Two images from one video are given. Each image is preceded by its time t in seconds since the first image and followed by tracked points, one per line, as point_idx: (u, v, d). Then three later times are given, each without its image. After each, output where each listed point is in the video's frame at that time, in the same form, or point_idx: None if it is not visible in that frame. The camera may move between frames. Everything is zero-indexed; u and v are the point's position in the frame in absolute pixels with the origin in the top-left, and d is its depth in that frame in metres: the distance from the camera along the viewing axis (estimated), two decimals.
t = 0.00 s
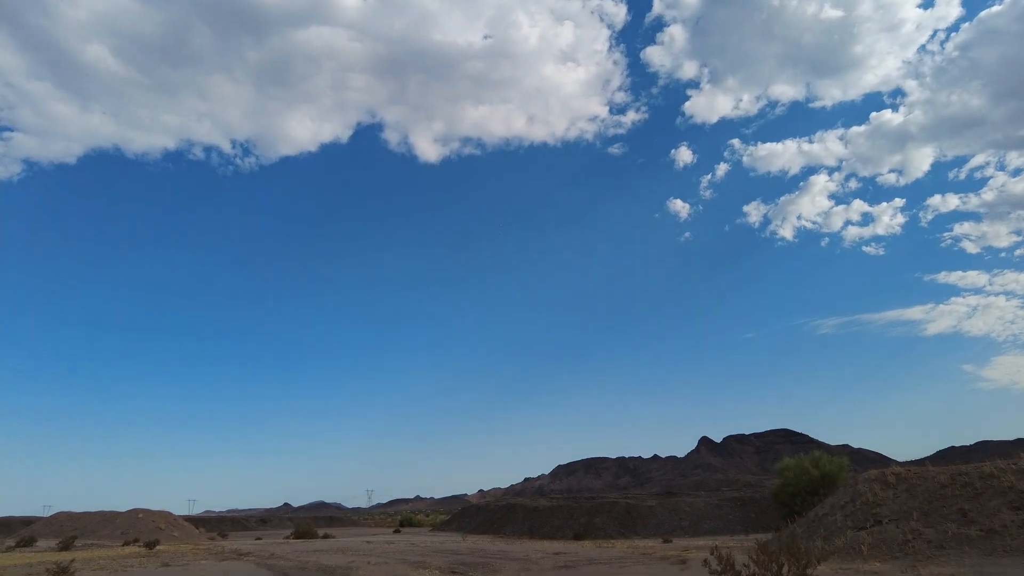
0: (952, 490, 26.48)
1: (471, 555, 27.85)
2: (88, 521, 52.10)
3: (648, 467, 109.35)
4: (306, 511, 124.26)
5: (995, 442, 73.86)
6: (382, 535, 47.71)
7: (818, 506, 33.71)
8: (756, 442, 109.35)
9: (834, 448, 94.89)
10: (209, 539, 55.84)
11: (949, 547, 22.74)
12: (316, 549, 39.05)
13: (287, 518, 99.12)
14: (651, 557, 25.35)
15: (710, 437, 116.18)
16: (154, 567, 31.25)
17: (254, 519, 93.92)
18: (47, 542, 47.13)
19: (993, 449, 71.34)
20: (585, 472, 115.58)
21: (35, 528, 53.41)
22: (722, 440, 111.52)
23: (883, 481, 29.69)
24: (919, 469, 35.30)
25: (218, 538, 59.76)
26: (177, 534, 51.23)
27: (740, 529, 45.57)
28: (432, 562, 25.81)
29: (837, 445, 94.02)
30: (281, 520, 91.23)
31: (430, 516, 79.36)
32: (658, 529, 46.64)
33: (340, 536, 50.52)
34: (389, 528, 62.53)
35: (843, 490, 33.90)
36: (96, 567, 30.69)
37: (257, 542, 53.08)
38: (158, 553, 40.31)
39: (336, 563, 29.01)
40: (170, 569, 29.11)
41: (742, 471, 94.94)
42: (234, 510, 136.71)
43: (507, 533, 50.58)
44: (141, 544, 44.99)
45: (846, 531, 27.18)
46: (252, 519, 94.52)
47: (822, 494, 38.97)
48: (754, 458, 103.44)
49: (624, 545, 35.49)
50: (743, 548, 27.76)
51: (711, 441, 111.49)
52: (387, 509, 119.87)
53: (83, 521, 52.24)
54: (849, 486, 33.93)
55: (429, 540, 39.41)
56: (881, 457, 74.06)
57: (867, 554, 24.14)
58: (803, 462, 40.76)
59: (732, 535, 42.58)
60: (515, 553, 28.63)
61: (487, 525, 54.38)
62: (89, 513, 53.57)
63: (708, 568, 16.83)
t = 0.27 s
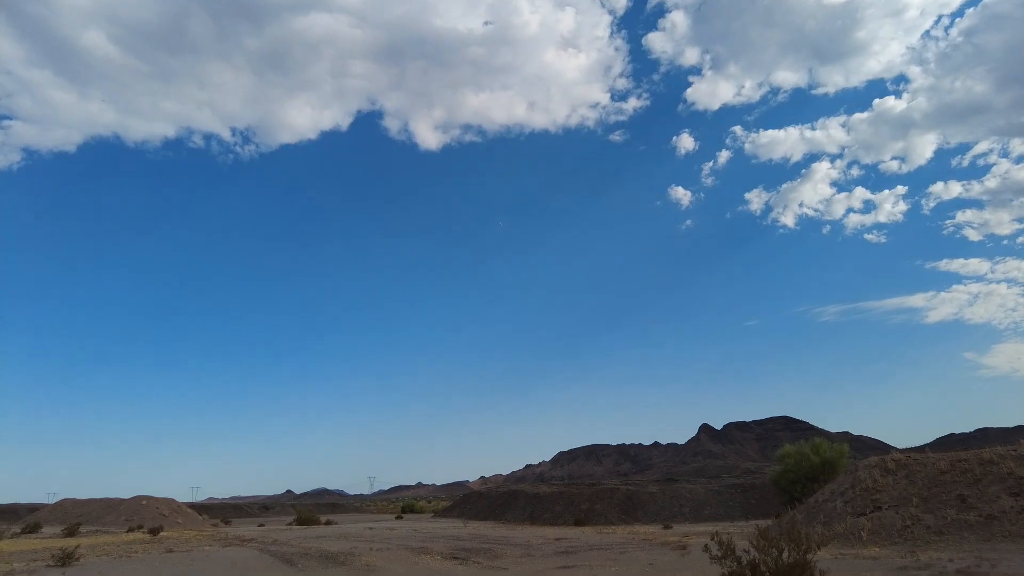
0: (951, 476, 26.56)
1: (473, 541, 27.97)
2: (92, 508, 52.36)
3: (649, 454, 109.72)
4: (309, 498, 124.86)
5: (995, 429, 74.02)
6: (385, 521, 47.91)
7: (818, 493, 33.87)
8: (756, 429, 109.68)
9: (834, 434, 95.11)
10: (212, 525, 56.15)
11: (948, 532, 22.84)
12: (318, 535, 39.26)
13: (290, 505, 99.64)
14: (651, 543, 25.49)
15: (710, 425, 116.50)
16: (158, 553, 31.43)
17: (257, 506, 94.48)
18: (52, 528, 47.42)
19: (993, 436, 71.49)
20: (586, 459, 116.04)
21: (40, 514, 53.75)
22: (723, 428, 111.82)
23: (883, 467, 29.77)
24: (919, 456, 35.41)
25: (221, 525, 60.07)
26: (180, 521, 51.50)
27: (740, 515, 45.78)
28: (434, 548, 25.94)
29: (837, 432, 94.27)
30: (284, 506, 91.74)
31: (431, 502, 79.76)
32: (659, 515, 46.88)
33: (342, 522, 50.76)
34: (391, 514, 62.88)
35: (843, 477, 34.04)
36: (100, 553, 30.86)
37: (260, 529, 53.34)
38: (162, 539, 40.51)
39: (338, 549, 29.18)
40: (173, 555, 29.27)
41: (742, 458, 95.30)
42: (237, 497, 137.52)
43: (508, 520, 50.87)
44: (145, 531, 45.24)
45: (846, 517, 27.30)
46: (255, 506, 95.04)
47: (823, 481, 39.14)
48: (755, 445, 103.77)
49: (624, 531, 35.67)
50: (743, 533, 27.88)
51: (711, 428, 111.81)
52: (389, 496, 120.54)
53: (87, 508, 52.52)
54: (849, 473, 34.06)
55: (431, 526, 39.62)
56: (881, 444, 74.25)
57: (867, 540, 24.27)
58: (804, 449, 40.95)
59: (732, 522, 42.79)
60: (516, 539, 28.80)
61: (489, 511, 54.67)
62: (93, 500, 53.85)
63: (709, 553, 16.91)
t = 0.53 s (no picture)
0: (950, 457, 26.69)
1: (474, 522, 28.16)
2: (96, 489, 52.77)
3: (649, 436, 110.29)
4: (311, 480, 125.75)
5: (993, 411, 74.28)
6: (387, 502, 48.38)
7: (817, 474, 34.08)
8: (756, 411, 110.11)
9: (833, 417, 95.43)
10: (216, 506, 56.61)
11: (946, 512, 23.01)
12: (321, 516, 39.53)
13: (292, 487, 100.36)
14: (650, 523, 25.66)
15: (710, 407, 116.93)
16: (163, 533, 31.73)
17: (260, 488, 95.24)
18: (57, 510, 47.80)
19: (992, 418, 71.73)
20: (586, 441, 116.68)
21: (44, 496, 54.19)
22: (722, 410, 112.29)
23: (882, 449, 29.93)
24: (918, 437, 35.61)
25: (225, 506, 60.51)
26: (183, 502, 51.88)
27: (740, 495, 46.14)
28: (435, 528, 26.17)
29: (836, 414, 94.68)
30: (286, 488, 92.46)
31: (433, 483, 80.19)
32: (658, 496, 47.24)
33: (344, 504, 51.14)
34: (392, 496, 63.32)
35: (842, 458, 34.24)
36: (105, 534, 31.12)
37: (263, 510, 53.78)
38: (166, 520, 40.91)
39: (340, 530, 29.40)
40: (178, 536, 29.52)
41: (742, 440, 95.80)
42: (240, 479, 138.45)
43: (509, 500, 51.28)
44: (150, 512, 45.62)
45: (844, 497, 27.46)
46: (257, 488, 95.91)
47: (822, 462, 39.38)
48: (754, 427, 104.26)
49: (624, 512, 35.91)
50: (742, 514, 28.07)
51: (711, 411, 112.30)
52: (390, 478, 121.41)
53: (92, 490, 52.92)
54: (847, 454, 34.26)
55: (432, 507, 39.99)
56: (880, 426, 74.55)
57: (865, 520, 24.46)
58: (803, 430, 41.16)
59: (731, 502, 43.09)
60: (517, 519, 29.04)
61: (490, 492, 55.08)
62: (97, 482, 54.24)
63: (709, 533, 17.06)
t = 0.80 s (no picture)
0: (949, 444, 26.80)
1: (475, 508, 28.30)
2: (99, 476, 53.05)
3: (649, 422, 110.70)
4: (311, 466, 126.33)
5: (992, 398, 74.49)
6: (388, 488, 48.69)
7: (816, 460, 34.24)
8: (755, 398, 110.42)
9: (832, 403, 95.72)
10: (218, 492, 56.95)
11: (944, 498, 23.14)
12: (323, 502, 39.76)
13: (294, 473, 100.91)
14: (650, 508, 25.81)
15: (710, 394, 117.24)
16: (166, 519, 31.95)
17: (263, 474, 95.77)
18: (61, 496, 48.11)
19: (991, 405, 71.90)
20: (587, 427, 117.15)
21: (48, 482, 54.51)
22: (722, 397, 112.61)
23: (881, 435, 30.04)
24: (917, 424, 35.74)
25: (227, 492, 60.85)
26: (186, 488, 52.19)
27: (739, 481, 46.37)
28: (436, 513, 26.34)
29: (836, 401, 94.94)
30: (288, 474, 92.88)
31: (434, 469, 80.71)
32: (658, 481, 47.50)
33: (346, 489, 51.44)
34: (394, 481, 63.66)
35: (841, 444, 34.38)
36: (108, 520, 31.32)
37: (265, 496, 54.10)
38: (169, 506, 41.20)
39: (342, 516, 29.58)
40: (180, 521, 29.70)
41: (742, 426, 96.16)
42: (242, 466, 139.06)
43: (510, 486, 51.60)
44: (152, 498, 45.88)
45: (843, 483, 27.59)
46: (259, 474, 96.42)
47: (821, 448, 39.54)
48: (754, 414, 104.61)
49: (624, 497, 36.12)
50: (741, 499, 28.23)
51: (711, 397, 112.62)
52: (391, 464, 122.02)
53: (95, 476, 53.22)
54: (847, 440, 34.41)
55: (433, 493, 40.24)
56: (879, 413, 74.77)
57: (863, 506, 24.60)
58: (803, 417, 41.30)
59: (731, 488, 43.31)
60: (518, 505, 29.23)
61: (491, 477, 55.40)
62: (100, 469, 54.52)
63: (708, 518, 17.15)
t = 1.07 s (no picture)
0: (948, 430, 26.91)
1: (477, 492, 28.43)
2: (103, 462, 53.40)
3: (648, 409, 111.16)
4: (312, 453, 127.06)
5: (990, 385, 74.79)
6: (390, 473, 49.06)
7: (816, 446, 34.40)
8: (755, 384, 110.87)
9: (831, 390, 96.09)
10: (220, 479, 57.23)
11: (942, 484, 23.28)
12: (325, 487, 40.02)
13: (295, 459, 101.44)
14: (650, 494, 25.94)
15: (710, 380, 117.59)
16: (168, 504, 32.13)
17: (265, 459, 96.44)
18: (64, 481, 48.36)
19: (989, 391, 72.19)
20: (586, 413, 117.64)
21: (51, 468, 54.77)
22: (722, 383, 113.01)
23: (881, 421, 30.17)
24: (916, 410, 35.86)
25: (229, 478, 61.27)
26: (188, 474, 52.46)
27: (739, 467, 46.62)
28: (438, 498, 26.49)
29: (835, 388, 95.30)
30: (290, 460, 93.48)
31: (435, 455, 81.13)
32: (658, 467, 47.77)
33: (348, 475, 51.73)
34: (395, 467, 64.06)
35: (841, 430, 34.52)
36: (112, 505, 31.57)
37: (267, 481, 54.45)
38: (171, 491, 41.38)
39: (344, 501, 29.74)
40: (183, 506, 29.88)
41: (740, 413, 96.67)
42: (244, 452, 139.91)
43: (510, 471, 51.90)
44: (155, 484, 46.22)
45: (842, 469, 27.74)
46: (260, 460, 96.93)
47: (821, 434, 39.70)
48: (754, 400, 105.02)
49: (623, 483, 36.30)
50: (741, 485, 28.35)
51: (710, 384, 113.01)
52: (391, 450, 122.64)
53: (98, 462, 53.49)
54: (846, 427, 34.53)
55: (434, 478, 40.52)
56: (878, 400, 75.05)
57: (862, 491, 24.75)
58: (803, 403, 41.46)
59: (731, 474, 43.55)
60: (518, 490, 29.43)
61: (491, 463, 55.71)
62: (103, 455, 54.77)
63: (708, 503, 17.27)
